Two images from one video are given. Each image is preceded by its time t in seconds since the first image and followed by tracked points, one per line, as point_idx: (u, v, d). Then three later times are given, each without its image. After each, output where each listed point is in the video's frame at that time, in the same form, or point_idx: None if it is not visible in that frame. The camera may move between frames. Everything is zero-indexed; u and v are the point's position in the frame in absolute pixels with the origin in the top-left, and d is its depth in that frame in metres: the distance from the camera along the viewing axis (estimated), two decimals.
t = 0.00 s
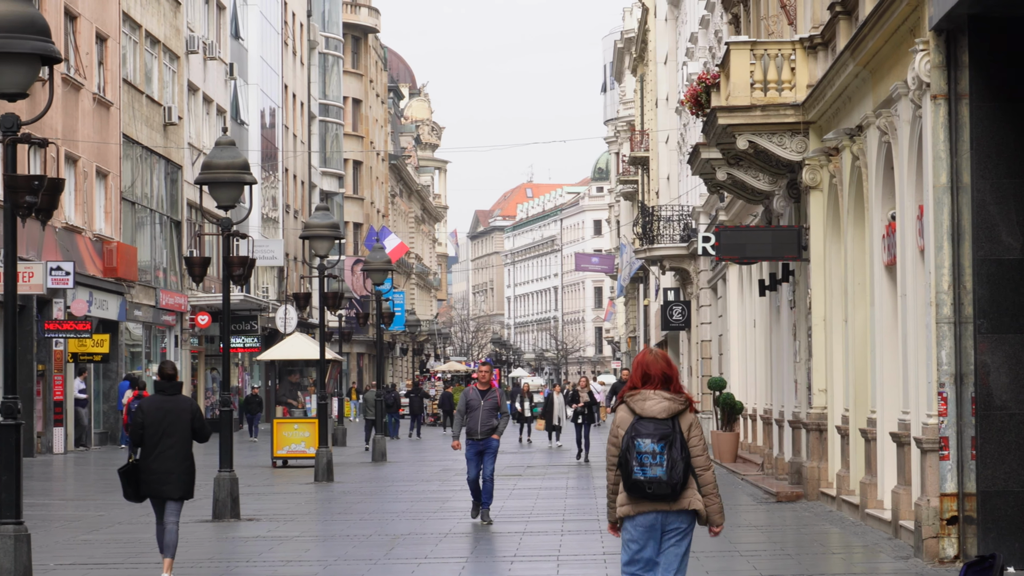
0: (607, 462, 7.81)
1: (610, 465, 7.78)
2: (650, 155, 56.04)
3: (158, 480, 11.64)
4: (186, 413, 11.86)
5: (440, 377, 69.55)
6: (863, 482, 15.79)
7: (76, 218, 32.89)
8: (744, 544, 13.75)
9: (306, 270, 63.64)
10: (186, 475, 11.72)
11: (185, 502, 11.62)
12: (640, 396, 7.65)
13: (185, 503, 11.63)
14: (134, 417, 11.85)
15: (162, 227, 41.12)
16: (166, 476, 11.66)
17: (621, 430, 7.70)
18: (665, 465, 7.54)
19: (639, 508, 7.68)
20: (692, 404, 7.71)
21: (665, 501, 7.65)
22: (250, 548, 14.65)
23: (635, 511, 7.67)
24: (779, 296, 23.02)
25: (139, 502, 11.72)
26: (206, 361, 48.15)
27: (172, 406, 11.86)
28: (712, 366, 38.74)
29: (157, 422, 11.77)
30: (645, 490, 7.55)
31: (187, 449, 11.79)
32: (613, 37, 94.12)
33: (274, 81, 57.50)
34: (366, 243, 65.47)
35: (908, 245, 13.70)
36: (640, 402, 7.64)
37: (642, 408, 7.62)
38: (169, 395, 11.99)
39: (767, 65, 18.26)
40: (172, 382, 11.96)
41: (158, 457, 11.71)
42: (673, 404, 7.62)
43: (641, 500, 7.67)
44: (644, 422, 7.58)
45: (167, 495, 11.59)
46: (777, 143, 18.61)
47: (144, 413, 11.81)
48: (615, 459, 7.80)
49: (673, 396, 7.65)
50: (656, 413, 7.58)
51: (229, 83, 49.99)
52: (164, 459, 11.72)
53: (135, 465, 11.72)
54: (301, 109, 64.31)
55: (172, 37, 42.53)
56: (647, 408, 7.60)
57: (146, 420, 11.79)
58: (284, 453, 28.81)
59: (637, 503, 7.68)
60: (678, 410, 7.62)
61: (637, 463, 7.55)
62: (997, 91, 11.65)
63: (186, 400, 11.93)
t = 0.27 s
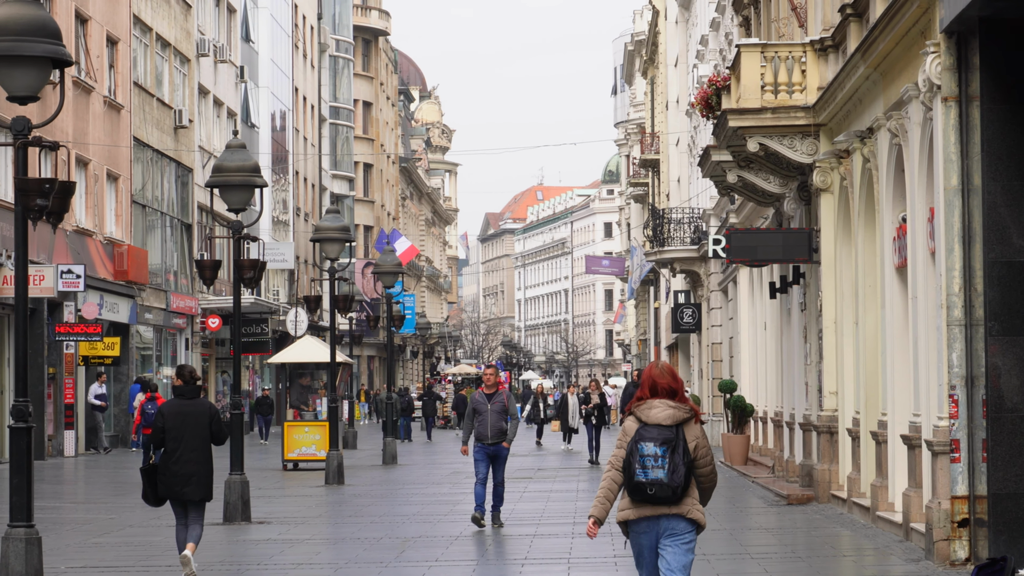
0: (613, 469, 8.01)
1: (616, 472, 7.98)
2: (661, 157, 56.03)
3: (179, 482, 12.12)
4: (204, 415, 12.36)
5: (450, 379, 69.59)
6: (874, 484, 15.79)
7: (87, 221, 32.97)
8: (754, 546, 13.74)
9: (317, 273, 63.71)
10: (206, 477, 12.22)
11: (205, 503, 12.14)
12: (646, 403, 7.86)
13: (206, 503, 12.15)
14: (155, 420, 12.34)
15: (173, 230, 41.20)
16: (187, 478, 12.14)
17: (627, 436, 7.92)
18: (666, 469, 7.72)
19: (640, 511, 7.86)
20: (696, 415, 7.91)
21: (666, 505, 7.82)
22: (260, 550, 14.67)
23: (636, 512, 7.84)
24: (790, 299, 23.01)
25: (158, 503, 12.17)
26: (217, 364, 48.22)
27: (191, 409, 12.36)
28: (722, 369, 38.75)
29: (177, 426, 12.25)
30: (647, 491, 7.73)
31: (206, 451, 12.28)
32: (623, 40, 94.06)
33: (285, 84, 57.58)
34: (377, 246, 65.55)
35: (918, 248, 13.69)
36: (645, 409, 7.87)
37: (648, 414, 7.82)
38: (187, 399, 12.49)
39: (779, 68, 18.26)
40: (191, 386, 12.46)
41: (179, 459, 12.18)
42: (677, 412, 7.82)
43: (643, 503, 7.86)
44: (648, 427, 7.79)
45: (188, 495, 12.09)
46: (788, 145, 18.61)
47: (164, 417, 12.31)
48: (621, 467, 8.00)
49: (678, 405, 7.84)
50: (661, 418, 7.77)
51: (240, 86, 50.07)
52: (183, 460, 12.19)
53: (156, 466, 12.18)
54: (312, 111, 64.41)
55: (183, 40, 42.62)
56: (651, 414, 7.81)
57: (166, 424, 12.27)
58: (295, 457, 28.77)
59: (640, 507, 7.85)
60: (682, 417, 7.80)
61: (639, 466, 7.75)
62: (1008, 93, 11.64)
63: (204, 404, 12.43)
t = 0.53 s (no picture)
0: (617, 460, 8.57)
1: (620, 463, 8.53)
2: (669, 160, 56.01)
3: (188, 482, 12.23)
4: (219, 417, 12.45)
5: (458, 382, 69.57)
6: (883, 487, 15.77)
7: (95, 224, 33.04)
8: (763, 549, 13.73)
9: (325, 276, 63.77)
10: (216, 479, 12.30)
11: (212, 504, 12.21)
12: (645, 399, 8.42)
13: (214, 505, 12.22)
14: (169, 421, 12.50)
15: (181, 233, 41.27)
16: (197, 479, 12.24)
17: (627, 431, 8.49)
18: (664, 462, 8.28)
19: (642, 502, 8.40)
20: (695, 406, 8.46)
21: (666, 496, 8.37)
22: (269, 553, 14.68)
23: (639, 504, 8.39)
24: (799, 301, 22.99)
25: (168, 502, 12.29)
26: (225, 366, 48.28)
27: (205, 412, 12.46)
28: (731, 371, 38.72)
29: (190, 426, 12.39)
30: (648, 484, 8.29)
31: (219, 453, 12.36)
32: (631, 42, 94.04)
33: (293, 86, 57.66)
34: (385, 248, 65.61)
35: (927, 250, 13.69)
36: (644, 405, 8.43)
37: (647, 409, 8.38)
38: (204, 401, 12.59)
39: (786, 70, 18.21)
40: (206, 388, 12.54)
41: (191, 460, 12.29)
42: (674, 406, 8.37)
43: (644, 495, 8.40)
44: (648, 422, 8.34)
45: (196, 497, 12.18)
46: (796, 147, 18.55)
47: (178, 417, 12.46)
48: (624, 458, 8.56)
49: (676, 398, 8.41)
50: (659, 412, 8.33)
51: (248, 89, 50.12)
52: (194, 462, 12.29)
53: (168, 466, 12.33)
54: (320, 114, 64.47)
55: (191, 43, 42.68)
56: (649, 411, 8.37)
57: (181, 424, 12.43)
58: (303, 459, 28.88)
59: (642, 498, 8.40)
60: (680, 410, 8.37)
61: (639, 460, 8.32)
62: (1016, 95, 11.64)
63: (219, 406, 12.51)
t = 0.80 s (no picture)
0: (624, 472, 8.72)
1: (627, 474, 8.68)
2: (676, 162, 55.99)
3: (207, 483, 12.35)
4: (236, 420, 12.67)
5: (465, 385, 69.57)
6: (890, 490, 15.77)
7: (103, 226, 33.10)
8: (769, 552, 13.74)
9: (332, 278, 63.83)
10: (234, 480, 12.44)
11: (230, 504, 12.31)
12: (650, 412, 8.58)
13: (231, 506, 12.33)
14: (187, 423, 12.71)
15: (189, 236, 41.33)
16: (215, 480, 12.37)
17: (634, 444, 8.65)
18: (671, 472, 8.44)
19: (652, 512, 8.55)
20: (698, 417, 8.62)
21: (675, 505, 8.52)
22: (276, 555, 14.72)
23: (649, 514, 8.53)
24: (806, 304, 22.98)
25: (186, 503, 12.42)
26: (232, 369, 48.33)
27: (223, 415, 12.68)
28: (737, 374, 38.72)
29: (208, 429, 12.61)
30: (656, 493, 8.45)
31: (236, 455, 12.55)
32: (638, 45, 94.06)
33: (300, 89, 57.72)
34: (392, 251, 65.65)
35: (934, 253, 13.70)
36: (648, 418, 8.59)
37: (652, 421, 8.54)
38: (221, 405, 12.82)
39: (793, 73, 18.21)
40: (224, 392, 12.78)
41: (209, 462, 12.46)
42: (679, 417, 8.53)
43: (653, 504, 8.54)
44: (653, 433, 8.52)
45: (214, 497, 12.29)
46: (803, 150, 18.55)
47: (196, 420, 12.67)
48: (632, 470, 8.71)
49: (679, 411, 8.56)
50: (663, 424, 8.50)
51: (255, 91, 50.19)
52: (212, 463, 12.45)
53: (187, 467, 12.49)
54: (327, 117, 64.54)
55: (198, 46, 42.76)
56: (654, 422, 8.53)
57: (199, 427, 12.65)
58: (310, 461, 28.90)
59: (650, 508, 8.55)
60: (684, 421, 8.53)
61: (647, 470, 8.47)
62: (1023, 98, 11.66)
63: (237, 410, 12.75)
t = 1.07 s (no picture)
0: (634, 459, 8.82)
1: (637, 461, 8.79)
2: (684, 163, 55.94)
3: (224, 485, 12.42)
4: (250, 423, 12.73)
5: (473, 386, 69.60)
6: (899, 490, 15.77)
7: (111, 228, 33.19)
8: (778, 552, 13.75)
9: (340, 279, 63.89)
10: (249, 482, 12.48)
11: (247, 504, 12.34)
12: (663, 401, 8.67)
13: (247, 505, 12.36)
14: (203, 428, 12.79)
15: (197, 237, 41.41)
16: (231, 482, 12.43)
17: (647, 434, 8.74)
18: (683, 463, 8.56)
19: (661, 499, 8.69)
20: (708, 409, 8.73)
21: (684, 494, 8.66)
22: (285, 556, 14.75)
23: (658, 503, 8.68)
24: (814, 304, 22.96)
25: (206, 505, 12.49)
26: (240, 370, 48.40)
27: (237, 418, 12.74)
28: (746, 375, 38.70)
29: (224, 433, 12.66)
30: (667, 483, 8.58)
31: (251, 457, 12.60)
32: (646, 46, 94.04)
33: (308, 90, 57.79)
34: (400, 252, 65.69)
35: (943, 252, 13.69)
36: (662, 407, 8.68)
37: (665, 411, 8.63)
38: (236, 408, 12.87)
39: (801, 74, 18.20)
40: (238, 396, 12.83)
41: (224, 464, 12.53)
42: (692, 409, 8.63)
43: (662, 493, 8.68)
44: (665, 424, 8.60)
45: (231, 499, 12.35)
46: (811, 151, 18.54)
47: (212, 425, 12.74)
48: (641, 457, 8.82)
49: (692, 402, 8.66)
50: (677, 414, 8.59)
51: (263, 93, 50.27)
52: (227, 466, 12.51)
53: (203, 470, 12.55)
54: (335, 118, 64.61)
55: (206, 47, 42.84)
56: (668, 412, 8.61)
57: (214, 432, 12.71)
58: (319, 462, 28.94)
59: (659, 496, 8.69)
60: (696, 412, 8.63)
61: (659, 460, 8.58)
62: None
63: (251, 412, 12.81)
